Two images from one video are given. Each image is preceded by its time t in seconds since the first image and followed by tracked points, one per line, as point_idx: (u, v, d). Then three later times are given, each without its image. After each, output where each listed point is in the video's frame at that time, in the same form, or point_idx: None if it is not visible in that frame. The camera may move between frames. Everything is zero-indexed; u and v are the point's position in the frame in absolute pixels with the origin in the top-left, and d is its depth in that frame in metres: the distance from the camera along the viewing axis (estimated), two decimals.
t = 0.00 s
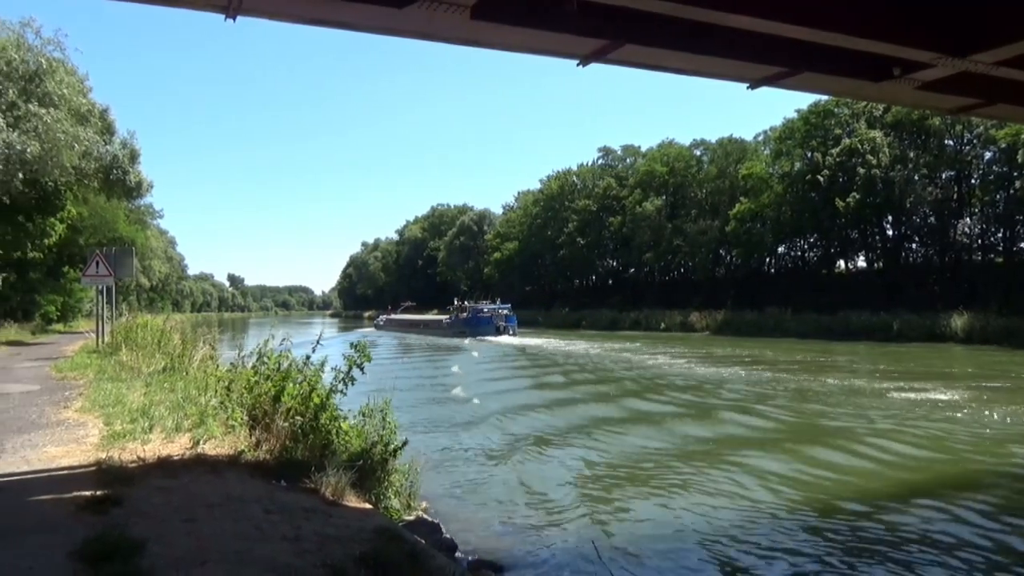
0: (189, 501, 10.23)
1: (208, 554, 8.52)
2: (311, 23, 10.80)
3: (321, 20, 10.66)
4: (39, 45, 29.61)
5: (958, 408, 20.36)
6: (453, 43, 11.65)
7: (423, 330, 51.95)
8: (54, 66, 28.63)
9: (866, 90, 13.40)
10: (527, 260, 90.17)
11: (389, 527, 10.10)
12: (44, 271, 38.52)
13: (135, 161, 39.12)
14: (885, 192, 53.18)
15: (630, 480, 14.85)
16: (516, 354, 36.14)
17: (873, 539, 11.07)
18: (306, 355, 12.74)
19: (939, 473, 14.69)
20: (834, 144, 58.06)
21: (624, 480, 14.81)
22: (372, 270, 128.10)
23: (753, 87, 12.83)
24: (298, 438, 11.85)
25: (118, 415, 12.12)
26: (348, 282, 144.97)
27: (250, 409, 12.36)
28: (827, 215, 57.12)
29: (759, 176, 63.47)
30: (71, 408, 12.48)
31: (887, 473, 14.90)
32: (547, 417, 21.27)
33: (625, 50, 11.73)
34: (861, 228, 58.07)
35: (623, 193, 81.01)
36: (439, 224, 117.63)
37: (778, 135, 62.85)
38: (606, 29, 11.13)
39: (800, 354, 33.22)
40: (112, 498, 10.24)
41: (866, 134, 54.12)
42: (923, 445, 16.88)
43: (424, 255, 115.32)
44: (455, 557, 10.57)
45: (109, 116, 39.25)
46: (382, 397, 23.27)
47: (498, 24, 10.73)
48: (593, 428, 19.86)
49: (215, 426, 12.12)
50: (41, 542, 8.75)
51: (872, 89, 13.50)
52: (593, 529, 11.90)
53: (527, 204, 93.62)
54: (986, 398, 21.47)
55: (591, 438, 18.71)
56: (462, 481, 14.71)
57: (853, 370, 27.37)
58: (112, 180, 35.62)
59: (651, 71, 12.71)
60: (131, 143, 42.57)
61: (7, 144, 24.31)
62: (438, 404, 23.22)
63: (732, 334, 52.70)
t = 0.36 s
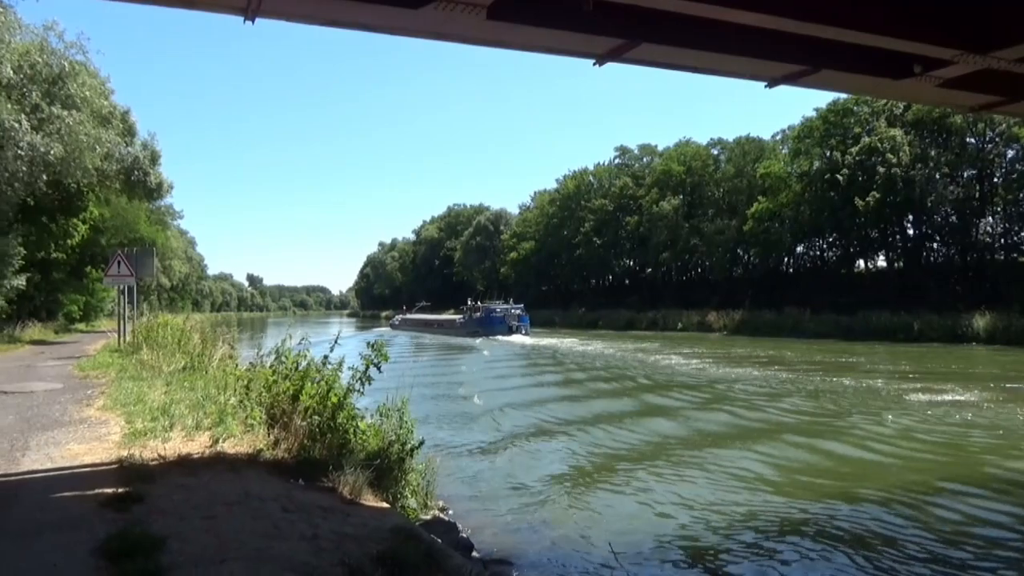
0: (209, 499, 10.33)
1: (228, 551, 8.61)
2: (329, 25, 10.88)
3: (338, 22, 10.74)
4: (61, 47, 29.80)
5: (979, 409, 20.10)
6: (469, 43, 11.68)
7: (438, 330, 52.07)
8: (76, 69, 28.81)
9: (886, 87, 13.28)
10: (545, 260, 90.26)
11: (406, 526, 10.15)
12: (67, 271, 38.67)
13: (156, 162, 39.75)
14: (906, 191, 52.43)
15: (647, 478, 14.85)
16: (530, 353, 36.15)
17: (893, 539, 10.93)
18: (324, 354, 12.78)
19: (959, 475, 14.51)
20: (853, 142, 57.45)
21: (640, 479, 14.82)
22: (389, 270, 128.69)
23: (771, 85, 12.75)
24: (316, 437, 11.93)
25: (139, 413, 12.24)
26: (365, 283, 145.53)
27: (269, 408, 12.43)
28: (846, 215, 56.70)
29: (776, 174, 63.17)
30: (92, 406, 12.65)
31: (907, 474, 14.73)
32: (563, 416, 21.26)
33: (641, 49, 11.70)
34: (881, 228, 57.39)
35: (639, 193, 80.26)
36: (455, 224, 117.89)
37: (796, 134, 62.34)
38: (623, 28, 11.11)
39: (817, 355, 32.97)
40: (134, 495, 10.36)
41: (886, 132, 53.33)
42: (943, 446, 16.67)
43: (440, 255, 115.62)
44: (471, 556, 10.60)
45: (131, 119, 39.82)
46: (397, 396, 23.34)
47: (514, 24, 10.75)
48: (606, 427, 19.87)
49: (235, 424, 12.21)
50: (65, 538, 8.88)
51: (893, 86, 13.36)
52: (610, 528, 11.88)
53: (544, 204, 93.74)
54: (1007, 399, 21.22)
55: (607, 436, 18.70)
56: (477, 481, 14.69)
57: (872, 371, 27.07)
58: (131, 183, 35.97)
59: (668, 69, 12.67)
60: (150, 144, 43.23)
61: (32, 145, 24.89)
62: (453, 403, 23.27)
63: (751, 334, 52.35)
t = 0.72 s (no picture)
0: (212, 510, 9.61)
1: (231, 566, 7.91)
2: (340, 8, 10.17)
3: (350, 6, 10.03)
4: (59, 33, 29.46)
5: None
6: (487, 28, 10.96)
7: (451, 331, 51.30)
8: (74, 58, 28.64)
9: (936, 72, 12.35)
10: (568, 258, 89.00)
11: (420, 540, 9.44)
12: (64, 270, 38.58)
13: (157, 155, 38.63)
14: (957, 182, 50.77)
15: (676, 490, 14.04)
16: (547, 356, 35.30)
17: (948, 560, 10.04)
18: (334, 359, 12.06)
19: (1013, 489, 13.53)
20: (899, 131, 55.67)
21: (669, 490, 14.01)
22: (403, 269, 127.17)
23: (811, 71, 11.89)
24: (324, 446, 11.22)
25: (139, 420, 11.63)
26: (376, 282, 144.35)
27: (274, 415, 11.71)
28: (893, 208, 54.92)
29: (817, 166, 61.71)
30: (90, 413, 12.07)
31: (956, 486, 13.77)
32: (583, 424, 20.48)
33: (671, 32, 10.91)
34: (931, 223, 55.87)
35: (669, 185, 79.40)
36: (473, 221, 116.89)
37: (838, 123, 60.74)
38: (653, 9, 10.32)
39: (845, 360, 31.87)
40: (132, 506, 9.67)
41: (936, 120, 51.82)
42: (992, 457, 15.67)
43: (456, 253, 114.54)
44: (490, 574, 9.86)
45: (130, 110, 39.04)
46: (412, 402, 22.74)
47: (537, 6, 10.01)
48: (631, 435, 19.02)
49: (239, 432, 11.54)
50: (56, 551, 8.18)
51: (943, 71, 12.43)
52: (639, 543, 11.09)
53: (566, 199, 93.32)
54: None
55: (631, 445, 17.88)
56: (497, 494, 13.86)
57: (907, 378, 25.98)
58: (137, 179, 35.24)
59: (699, 54, 11.85)
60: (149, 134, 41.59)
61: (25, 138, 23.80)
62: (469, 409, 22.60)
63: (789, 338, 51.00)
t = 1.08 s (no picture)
0: (209, 527, 8.63)
1: None
2: None
3: None
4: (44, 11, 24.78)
5: None
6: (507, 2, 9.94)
7: (464, 334, 50.05)
8: (62, 39, 23.76)
9: (999, 48, 11.25)
10: (593, 256, 83.11)
11: (434, 563, 8.49)
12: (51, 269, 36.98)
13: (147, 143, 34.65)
14: None
15: (711, 501, 13.22)
16: (563, 361, 34.10)
17: None
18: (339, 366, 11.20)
19: None
20: (960, 114, 51.01)
21: (702, 502, 13.21)
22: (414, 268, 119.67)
23: (862, 49, 10.86)
24: (330, 460, 10.30)
25: (131, 430, 10.81)
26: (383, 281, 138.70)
27: (275, 425, 10.80)
28: (953, 198, 49.78)
29: (869, 153, 57.05)
30: (78, 422, 11.31)
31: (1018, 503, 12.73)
32: (604, 431, 19.58)
33: (710, 6, 9.88)
34: (996, 216, 50.36)
35: (705, 175, 73.61)
36: (491, 215, 111.63)
37: (892, 105, 55.64)
38: None
39: (876, 366, 30.55)
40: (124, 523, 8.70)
41: (1002, 101, 47.79)
42: None
43: (473, 250, 107.80)
44: None
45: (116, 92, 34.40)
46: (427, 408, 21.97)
47: None
48: (660, 445, 17.98)
49: (237, 444, 10.67)
50: (34, 571, 7.23)
51: (1007, 48, 11.33)
52: (675, 563, 10.20)
53: (591, 190, 87.70)
54: None
55: (657, 455, 16.95)
56: (516, 508, 12.93)
57: (949, 386, 24.69)
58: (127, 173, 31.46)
59: (738, 32, 10.84)
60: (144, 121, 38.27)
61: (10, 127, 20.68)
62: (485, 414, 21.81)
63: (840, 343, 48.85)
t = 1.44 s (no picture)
0: (200, 548, 7.75)
1: None
2: None
3: None
4: None
5: None
6: None
7: (473, 337, 49.04)
8: (42, 18, 22.06)
9: None
10: (618, 252, 79.19)
11: None
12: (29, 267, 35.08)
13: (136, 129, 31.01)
14: None
15: (737, 511, 12.58)
16: (576, 366, 33.20)
17: None
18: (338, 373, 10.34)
19: None
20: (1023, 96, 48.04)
21: (727, 511, 12.59)
22: (422, 266, 115.48)
23: (912, 25, 9.89)
24: (329, 474, 9.42)
25: (115, 442, 9.99)
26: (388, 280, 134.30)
27: (270, 437, 9.94)
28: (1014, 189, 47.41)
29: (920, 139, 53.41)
30: (59, 432, 10.51)
31: None
32: (622, 438, 18.76)
33: None
34: None
35: (740, 164, 70.33)
36: (505, 210, 106.58)
37: (945, 87, 52.27)
38: None
39: (897, 372, 29.75)
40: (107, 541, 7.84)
41: None
42: None
43: (485, 246, 104.01)
44: None
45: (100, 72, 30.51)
46: (438, 415, 21.11)
47: None
48: (680, 452, 17.23)
49: (229, 457, 9.84)
50: None
51: None
52: None
53: (615, 181, 84.11)
54: None
55: (677, 463, 16.21)
56: (531, 523, 12.06)
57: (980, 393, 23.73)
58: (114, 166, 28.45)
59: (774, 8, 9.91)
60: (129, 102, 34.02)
61: None
62: (498, 421, 20.98)
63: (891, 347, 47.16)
